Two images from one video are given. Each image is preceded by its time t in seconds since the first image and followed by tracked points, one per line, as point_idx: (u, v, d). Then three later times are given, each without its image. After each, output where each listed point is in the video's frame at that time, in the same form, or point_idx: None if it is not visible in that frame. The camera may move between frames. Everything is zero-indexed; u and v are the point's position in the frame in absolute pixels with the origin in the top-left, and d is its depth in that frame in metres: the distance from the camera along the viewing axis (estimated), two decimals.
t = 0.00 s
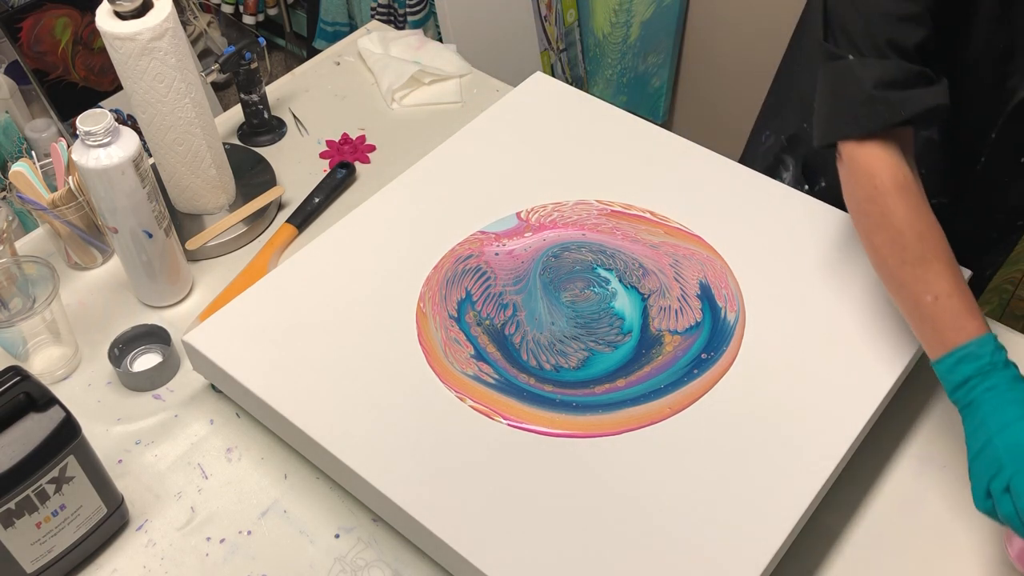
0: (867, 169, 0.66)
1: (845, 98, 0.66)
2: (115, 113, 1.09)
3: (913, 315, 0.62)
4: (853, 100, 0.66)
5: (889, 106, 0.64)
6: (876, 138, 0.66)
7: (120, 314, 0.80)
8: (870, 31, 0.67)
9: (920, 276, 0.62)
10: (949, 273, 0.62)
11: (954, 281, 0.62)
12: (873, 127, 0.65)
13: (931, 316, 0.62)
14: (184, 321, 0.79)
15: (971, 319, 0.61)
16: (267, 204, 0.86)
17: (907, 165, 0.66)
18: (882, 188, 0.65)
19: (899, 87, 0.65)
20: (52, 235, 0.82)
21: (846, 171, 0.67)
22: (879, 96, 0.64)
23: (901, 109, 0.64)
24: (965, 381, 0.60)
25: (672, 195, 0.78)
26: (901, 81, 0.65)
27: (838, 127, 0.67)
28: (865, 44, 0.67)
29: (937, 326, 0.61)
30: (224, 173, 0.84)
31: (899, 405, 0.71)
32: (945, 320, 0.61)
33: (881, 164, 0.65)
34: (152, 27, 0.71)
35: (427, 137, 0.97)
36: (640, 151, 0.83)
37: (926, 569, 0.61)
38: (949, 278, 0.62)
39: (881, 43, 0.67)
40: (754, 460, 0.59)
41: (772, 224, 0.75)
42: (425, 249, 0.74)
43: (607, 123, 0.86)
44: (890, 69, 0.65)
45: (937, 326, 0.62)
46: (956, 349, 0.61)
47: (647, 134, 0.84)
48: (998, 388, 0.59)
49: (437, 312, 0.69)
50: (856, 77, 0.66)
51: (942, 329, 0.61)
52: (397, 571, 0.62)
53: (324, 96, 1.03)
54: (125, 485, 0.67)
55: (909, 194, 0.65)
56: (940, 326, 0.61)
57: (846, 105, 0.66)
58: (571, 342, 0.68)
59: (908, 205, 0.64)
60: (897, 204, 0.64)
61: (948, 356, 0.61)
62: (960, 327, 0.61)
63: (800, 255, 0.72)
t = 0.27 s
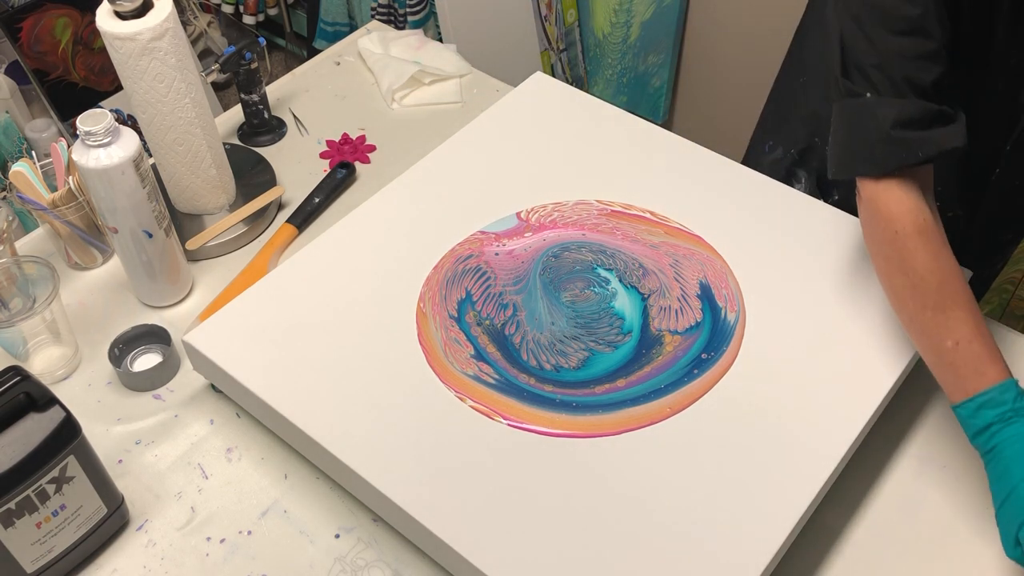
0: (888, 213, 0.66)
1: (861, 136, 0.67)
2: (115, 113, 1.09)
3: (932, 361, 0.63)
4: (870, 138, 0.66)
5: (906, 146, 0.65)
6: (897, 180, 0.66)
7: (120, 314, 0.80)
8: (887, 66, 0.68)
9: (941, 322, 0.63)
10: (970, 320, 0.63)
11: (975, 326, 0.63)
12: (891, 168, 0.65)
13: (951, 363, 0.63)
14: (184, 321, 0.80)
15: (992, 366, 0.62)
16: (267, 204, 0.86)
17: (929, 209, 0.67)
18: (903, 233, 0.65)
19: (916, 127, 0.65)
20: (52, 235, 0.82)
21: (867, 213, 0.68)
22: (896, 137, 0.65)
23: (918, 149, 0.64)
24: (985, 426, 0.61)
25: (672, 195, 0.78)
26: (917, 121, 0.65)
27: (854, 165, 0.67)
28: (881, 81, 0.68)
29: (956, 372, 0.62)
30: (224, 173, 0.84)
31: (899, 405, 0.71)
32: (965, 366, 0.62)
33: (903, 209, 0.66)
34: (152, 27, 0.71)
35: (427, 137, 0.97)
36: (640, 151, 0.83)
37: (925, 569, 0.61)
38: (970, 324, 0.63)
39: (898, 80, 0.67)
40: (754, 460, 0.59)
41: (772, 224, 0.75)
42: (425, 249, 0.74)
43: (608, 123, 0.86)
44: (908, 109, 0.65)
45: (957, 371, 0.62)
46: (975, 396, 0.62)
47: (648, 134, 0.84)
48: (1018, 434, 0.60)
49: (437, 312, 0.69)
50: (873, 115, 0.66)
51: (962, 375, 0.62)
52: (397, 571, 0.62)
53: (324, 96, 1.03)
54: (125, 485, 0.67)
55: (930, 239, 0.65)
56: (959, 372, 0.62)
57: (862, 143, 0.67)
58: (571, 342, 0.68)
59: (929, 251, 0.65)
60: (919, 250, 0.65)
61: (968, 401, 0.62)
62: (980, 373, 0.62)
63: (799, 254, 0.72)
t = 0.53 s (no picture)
0: (894, 233, 0.66)
1: (865, 155, 0.66)
2: (115, 113, 1.09)
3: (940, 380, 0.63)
4: (874, 157, 0.66)
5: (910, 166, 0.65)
6: (902, 199, 0.67)
7: (120, 314, 0.80)
8: (890, 85, 0.67)
9: (951, 342, 0.63)
10: (978, 340, 0.63)
11: (982, 346, 0.63)
12: (895, 188, 0.65)
13: (961, 383, 0.63)
14: (184, 321, 0.80)
15: (1000, 386, 0.62)
16: (267, 204, 0.86)
17: (935, 231, 0.67)
18: (910, 253, 0.66)
19: (919, 146, 0.66)
20: (52, 234, 0.82)
21: (873, 232, 0.68)
22: (901, 157, 0.65)
23: (922, 169, 0.64)
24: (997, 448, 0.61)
25: (672, 195, 0.78)
26: (920, 141, 0.65)
27: (858, 184, 0.67)
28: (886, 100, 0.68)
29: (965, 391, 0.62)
30: (224, 173, 0.84)
31: (899, 405, 0.71)
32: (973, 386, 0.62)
33: (909, 229, 0.66)
34: (152, 27, 0.71)
35: (427, 137, 0.97)
36: (640, 151, 0.83)
37: (925, 569, 0.61)
38: (977, 343, 0.63)
39: (901, 99, 0.67)
40: (754, 460, 0.59)
41: (773, 224, 0.75)
42: (426, 249, 0.74)
43: (607, 123, 0.86)
44: (911, 129, 0.65)
45: (965, 390, 0.62)
46: (985, 416, 0.62)
47: (648, 134, 0.84)
48: None
49: (437, 312, 0.69)
50: (877, 134, 0.66)
51: (970, 395, 0.62)
52: (397, 571, 0.62)
53: (324, 96, 1.03)
54: (125, 485, 0.67)
55: (938, 260, 0.65)
56: (967, 391, 0.62)
57: (866, 162, 0.66)
58: (571, 342, 0.68)
59: (936, 270, 0.65)
60: (927, 270, 0.65)
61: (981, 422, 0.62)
62: (989, 393, 0.62)
63: (800, 254, 0.72)
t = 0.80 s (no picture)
0: (894, 242, 0.66)
1: (864, 165, 0.66)
2: (115, 112, 1.09)
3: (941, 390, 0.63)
4: (871, 167, 0.65)
5: (909, 177, 0.64)
6: (902, 208, 0.66)
7: (120, 314, 0.80)
8: (887, 92, 0.66)
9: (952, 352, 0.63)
10: (979, 349, 0.63)
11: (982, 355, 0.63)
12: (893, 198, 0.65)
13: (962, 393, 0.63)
14: (184, 321, 0.80)
15: (1000, 395, 0.62)
16: (267, 204, 0.86)
17: (936, 239, 0.66)
18: (911, 263, 0.65)
19: (918, 154, 0.65)
20: (52, 235, 0.82)
21: (872, 240, 0.67)
22: (899, 168, 0.64)
23: (921, 179, 0.64)
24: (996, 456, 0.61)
25: (672, 195, 0.78)
26: (919, 149, 0.64)
27: (856, 194, 0.66)
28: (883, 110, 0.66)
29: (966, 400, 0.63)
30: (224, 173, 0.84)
31: (899, 405, 0.71)
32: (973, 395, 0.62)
33: (910, 238, 0.65)
34: (152, 27, 0.71)
35: (427, 137, 0.97)
36: (641, 152, 0.83)
37: (925, 569, 0.61)
38: (977, 353, 0.63)
39: (900, 107, 0.66)
40: (754, 461, 0.59)
41: (773, 225, 0.75)
42: (426, 248, 0.74)
43: (607, 123, 0.86)
44: (911, 138, 0.64)
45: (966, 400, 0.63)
46: (984, 424, 0.62)
47: (648, 134, 0.84)
48: None
49: (437, 312, 0.69)
50: (876, 143, 0.65)
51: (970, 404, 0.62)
52: (397, 571, 0.62)
53: (324, 96, 1.03)
54: (125, 485, 0.67)
55: (939, 269, 0.65)
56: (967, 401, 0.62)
57: (865, 173, 0.66)
58: (571, 342, 0.68)
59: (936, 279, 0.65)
60: (928, 280, 0.65)
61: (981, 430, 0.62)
62: (988, 401, 0.62)
63: (800, 254, 0.72)
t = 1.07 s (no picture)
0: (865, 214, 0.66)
1: (844, 145, 0.66)
2: (114, 112, 1.09)
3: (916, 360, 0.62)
4: (849, 147, 0.65)
5: (888, 156, 0.64)
6: (880, 189, 0.66)
7: (120, 314, 0.80)
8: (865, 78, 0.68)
9: (926, 323, 0.62)
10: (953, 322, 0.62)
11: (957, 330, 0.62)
12: (872, 178, 0.65)
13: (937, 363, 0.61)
14: (184, 321, 0.79)
15: (977, 365, 0.61)
16: (267, 204, 0.86)
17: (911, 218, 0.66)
18: (884, 234, 0.65)
19: (895, 137, 0.65)
20: (52, 235, 0.82)
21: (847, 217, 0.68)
22: (877, 146, 0.64)
23: (900, 158, 0.64)
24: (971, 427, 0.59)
25: (672, 195, 0.78)
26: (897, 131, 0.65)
27: (835, 175, 0.66)
28: (863, 92, 0.68)
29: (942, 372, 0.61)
30: (223, 173, 0.84)
31: (899, 405, 0.71)
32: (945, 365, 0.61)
33: (882, 210, 0.65)
34: (152, 27, 0.71)
35: (427, 137, 0.97)
36: (641, 151, 0.83)
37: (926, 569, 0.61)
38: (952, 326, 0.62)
39: (878, 93, 0.67)
40: (755, 460, 0.59)
41: (773, 224, 0.75)
42: (426, 248, 0.74)
43: (607, 123, 0.86)
44: (888, 119, 0.64)
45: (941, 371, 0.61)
46: (960, 394, 0.60)
47: (648, 134, 0.84)
48: (1008, 436, 0.58)
49: (437, 312, 0.69)
50: (853, 124, 0.65)
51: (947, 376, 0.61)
52: (397, 571, 0.62)
53: (324, 96, 1.03)
54: (124, 485, 0.67)
55: (913, 242, 0.65)
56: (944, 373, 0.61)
57: (844, 153, 0.66)
58: (571, 342, 0.68)
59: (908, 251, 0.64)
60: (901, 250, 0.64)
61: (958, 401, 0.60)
62: (964, 372, 0.60)
63: (801, 254, 0.72)
